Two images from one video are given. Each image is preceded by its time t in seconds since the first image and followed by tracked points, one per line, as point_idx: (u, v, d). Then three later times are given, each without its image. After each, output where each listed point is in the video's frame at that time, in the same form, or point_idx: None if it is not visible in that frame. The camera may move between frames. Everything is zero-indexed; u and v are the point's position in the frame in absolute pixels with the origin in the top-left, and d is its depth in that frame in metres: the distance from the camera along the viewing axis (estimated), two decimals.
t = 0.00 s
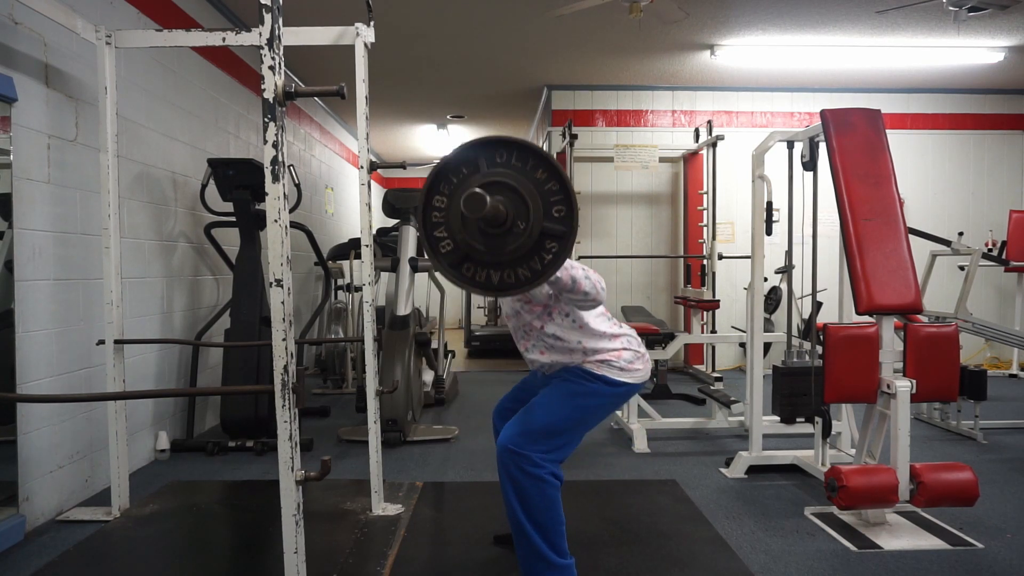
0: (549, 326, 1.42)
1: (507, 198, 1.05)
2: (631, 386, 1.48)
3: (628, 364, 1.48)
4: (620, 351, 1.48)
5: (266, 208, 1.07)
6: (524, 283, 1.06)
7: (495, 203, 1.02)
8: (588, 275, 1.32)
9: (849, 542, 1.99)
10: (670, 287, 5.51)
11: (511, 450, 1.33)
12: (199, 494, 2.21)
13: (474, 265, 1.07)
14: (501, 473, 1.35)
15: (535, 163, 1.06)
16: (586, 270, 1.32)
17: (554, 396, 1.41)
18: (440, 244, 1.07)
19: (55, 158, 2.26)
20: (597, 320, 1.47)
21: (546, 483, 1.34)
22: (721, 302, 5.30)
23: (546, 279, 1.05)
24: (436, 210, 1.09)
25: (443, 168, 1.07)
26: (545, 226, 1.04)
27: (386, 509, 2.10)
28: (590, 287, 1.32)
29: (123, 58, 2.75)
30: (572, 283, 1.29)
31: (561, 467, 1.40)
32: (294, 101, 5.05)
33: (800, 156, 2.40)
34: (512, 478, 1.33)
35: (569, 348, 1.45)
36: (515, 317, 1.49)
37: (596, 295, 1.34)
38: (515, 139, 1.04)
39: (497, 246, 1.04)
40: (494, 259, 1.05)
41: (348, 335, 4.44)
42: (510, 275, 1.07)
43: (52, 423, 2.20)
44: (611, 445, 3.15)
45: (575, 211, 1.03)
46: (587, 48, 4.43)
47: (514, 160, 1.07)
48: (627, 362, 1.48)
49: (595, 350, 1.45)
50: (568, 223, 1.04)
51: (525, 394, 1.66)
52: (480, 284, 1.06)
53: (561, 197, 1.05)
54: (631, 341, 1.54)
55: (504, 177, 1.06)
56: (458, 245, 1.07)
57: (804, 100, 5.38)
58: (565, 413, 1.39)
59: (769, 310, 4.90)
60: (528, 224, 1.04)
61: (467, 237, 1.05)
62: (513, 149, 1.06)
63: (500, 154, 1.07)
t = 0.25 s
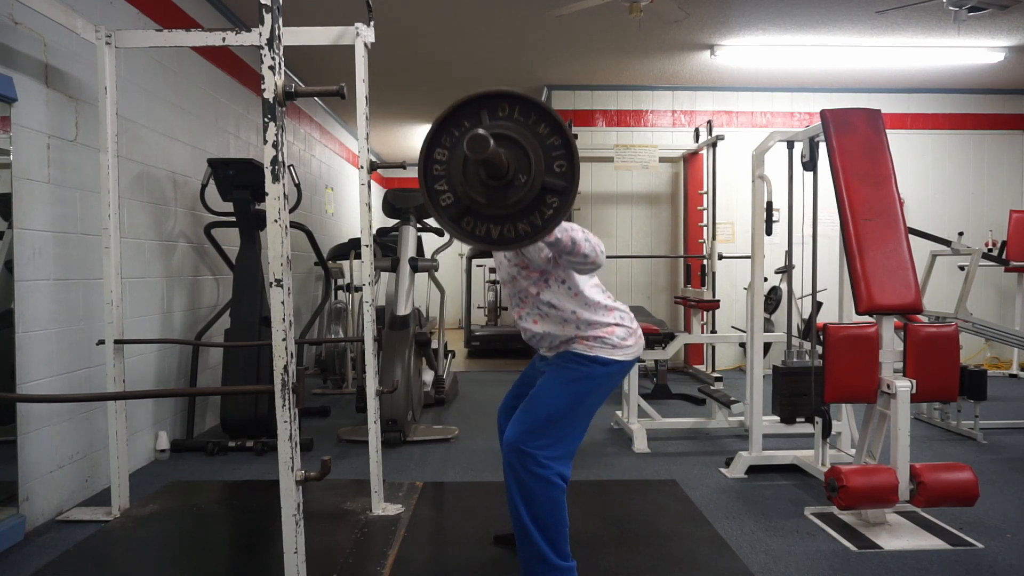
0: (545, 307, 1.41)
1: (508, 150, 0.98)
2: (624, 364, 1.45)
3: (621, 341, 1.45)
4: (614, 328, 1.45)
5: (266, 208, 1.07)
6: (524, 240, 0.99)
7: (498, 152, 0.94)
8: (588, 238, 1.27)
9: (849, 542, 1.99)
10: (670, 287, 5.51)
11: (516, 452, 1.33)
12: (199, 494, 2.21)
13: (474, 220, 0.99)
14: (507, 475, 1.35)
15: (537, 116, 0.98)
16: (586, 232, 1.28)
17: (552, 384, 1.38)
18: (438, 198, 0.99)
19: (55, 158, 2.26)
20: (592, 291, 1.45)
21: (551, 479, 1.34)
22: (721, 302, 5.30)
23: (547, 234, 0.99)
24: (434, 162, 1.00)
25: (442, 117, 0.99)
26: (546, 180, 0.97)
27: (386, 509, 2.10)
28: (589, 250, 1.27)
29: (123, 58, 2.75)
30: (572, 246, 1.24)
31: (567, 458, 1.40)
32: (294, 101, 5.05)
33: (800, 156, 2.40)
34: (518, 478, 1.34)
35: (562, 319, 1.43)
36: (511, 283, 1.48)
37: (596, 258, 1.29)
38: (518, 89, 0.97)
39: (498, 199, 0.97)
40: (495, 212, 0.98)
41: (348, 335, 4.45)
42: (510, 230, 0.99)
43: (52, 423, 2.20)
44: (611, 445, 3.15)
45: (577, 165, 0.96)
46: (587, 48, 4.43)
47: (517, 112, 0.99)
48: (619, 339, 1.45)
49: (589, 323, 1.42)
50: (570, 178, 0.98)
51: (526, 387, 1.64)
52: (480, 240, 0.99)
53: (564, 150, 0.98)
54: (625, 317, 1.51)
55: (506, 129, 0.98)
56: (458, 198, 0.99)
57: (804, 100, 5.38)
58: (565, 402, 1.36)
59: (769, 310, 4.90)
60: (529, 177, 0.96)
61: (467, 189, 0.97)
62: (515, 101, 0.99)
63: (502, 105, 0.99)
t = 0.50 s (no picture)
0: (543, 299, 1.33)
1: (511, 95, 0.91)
2: (613, 340, 1.39)
3: (609, 317, 1.39)
4: (601, 302, 1.39)
5: (266, 208, 1.07)
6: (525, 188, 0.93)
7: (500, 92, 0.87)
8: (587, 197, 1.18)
9: (849, 542, 1.99)
10: (670, 287, 5.51)
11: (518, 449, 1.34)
12: (199, 494, 2.21)
13: (473, 165, 0.93)
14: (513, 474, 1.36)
15: (543, 61, 0.91)
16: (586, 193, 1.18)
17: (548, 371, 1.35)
18: (437, 142, 0.94)
19: (55, 158, 2.26)
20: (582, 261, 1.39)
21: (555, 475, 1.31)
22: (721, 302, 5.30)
23: (549, 182, 0.92)
24: (435, 106, 0.95)
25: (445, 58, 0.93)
26: (549, 127, 0.90)
27: (386, 509, 2.10)
28: (586, 210, 1.18)
29: (123, 58, 2.75)
30: (569, 204, 1.15)
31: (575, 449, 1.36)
32: (294, 101, 5.04)
33: (800, 156, 2.40)
34: (526, 476, 1.33)
35: (550, 286, 1.38)
36: (503, 246, 1.42)
37: (592, 220, 1.20)
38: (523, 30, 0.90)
39: (499, 144, 0.91)
40: (495, 157, 0.92)
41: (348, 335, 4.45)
42: (511, 178, 0.93)
43: (52, 423, 2.20)
44: (611, 445, 3.15)
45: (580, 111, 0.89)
46: (587, 48, 4.43)
47: (522, 56, 0.93)
48: (606, 315, 1.38)
49: (577, 294, 1.37)
50: (573, 126, 0.91)
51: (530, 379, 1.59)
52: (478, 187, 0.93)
53: (569, 98, 0.91)
54: (614, 293, 1.45)
55: (509, 72, 0.91)
56: (459, 142, 0.93)
57: (804, 100, 5.38)
58: (566, 390, 1.33)
59: (769, 310, 4.90)
60: (532, 122, 0.90)
61: (467, 132, 0.91)
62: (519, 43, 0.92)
63: (507, 49, 0.93)
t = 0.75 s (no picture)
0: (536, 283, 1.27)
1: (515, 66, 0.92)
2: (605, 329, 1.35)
3: (599, 305, 1.34)
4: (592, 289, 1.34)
5: (266, 208, 1.07)
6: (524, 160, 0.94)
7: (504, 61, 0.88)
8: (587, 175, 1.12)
9: (849, 542, 1.99)
10: (670, 287, 5.51)
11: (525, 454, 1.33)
12: (199, 494, 2.21)
13: (474, 134, 0.95)
14: (519, 474, 1.36)
15: (548, 34, 0.92)
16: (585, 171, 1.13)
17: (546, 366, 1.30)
18: (440, 108, 0.95)
19: (55, 158, 2.26)
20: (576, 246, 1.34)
21: (561, 475, 1.29)
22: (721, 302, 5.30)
23: (548, 154, 0.93)
24: (440, 73, 0.95)
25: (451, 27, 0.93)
26: (551, 99, 0.91)
27: (386, 509, 2.10)
28: (585, 189, 1.12)
29: (123, 58, 2.75)
30: (567, 181, 1.09)
31: (583, 446, 1.32)
32: (294, 101, 5.04)
33: (800, 156, 2.40)
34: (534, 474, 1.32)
35: (543, 271, 1.33)
36: (498, 226, 1.37)
37: (591, 200, 1.14)
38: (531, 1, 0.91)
39: (501, 113, 0.92)
40: (496, 126, 0.93)
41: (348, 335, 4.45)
42: (511, 148, 0.94)
43: (52, 424, 2.20)
44: (611, 444, 3.15)
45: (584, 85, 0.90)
46: (587, 49, 4.44)
47: (529, 28, 0.93)
48: (596, 303, 1.34)
49: (569, 280, 1.32)
50: (575, 99, 0.91)
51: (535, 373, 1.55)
52: (479, 155, 0.94)
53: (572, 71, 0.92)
54: (605, 281, 1.40)
55: (515, 43, 0.92)
56: (461, 110, 0.94)
57: (804, 100, 5.38)
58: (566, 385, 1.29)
59: (769, 310, 4.90)
60: (534, 93, 0.91)
61: (471, 101, 0.92)
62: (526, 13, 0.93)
63: (514, 20, 0.93)
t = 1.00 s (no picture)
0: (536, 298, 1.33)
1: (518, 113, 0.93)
2: (613, 350, 1.41)
3: (609, 326, 1.40)
4: (601, 311, 1.41)
5: (266, 208, 1.07)
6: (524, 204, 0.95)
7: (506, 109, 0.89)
8: (586, 209, 1.18)
9: (849, 542, 1.99)
10: (670, 287, 5.51)
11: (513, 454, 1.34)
12: (199, 494, 2.21)
13: (474, 177, 0.95)
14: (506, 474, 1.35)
15: (552, 79, 0.93)
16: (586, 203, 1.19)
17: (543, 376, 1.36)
18: (440, 150, 0.95)
19: (55, 158, 2.26)
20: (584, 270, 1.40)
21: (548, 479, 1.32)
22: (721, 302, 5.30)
23: (548, 201, 0.94)
24: (442, 115, 0.96)
25: (455, 68, 0.93)
26: (552, 147, 0.92)
27: (386, 509, 2.10)
28: (587, 222, 1.18)
29: (123, 58, 2.75)
30: (569, 217, 1.16)
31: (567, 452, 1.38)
32: (294, 101, 5.05)
33: (800, 156, 2.40)
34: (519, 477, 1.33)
35: (550, 299, 1.40)
36: (503, 258, 1.44)
37: (593, 232, 1.19)
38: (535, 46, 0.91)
39: (502, 159, 0.92)
40: (497, 171, 0.94)
41: (348, 335, 4.45)
42: (510, 193, 0.95)
43: (52, 423, 2.20)
44: (611, 444, 3.15)
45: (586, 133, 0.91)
46: (586, 49, 4.44)
47: (533, 73, 0.94)
48: (606, 324, 1.40)
49: (577, 306, 1.39)
50: (576, 147, 0.92)
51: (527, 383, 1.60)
52: (477, 199, 0.95)
53: (575, 119, 0.93)
54: (615, 301, 1.46)
55: (518, 88, 0.93)
56: (462, 153, 0.94)
57: (804, 100, 5.38)
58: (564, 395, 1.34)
59: (769, 310, 4.91)
60: (536, 141, 0.91)
61: (471, 145, 0.93)
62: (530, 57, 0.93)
63: (518, 64, 0.93)
